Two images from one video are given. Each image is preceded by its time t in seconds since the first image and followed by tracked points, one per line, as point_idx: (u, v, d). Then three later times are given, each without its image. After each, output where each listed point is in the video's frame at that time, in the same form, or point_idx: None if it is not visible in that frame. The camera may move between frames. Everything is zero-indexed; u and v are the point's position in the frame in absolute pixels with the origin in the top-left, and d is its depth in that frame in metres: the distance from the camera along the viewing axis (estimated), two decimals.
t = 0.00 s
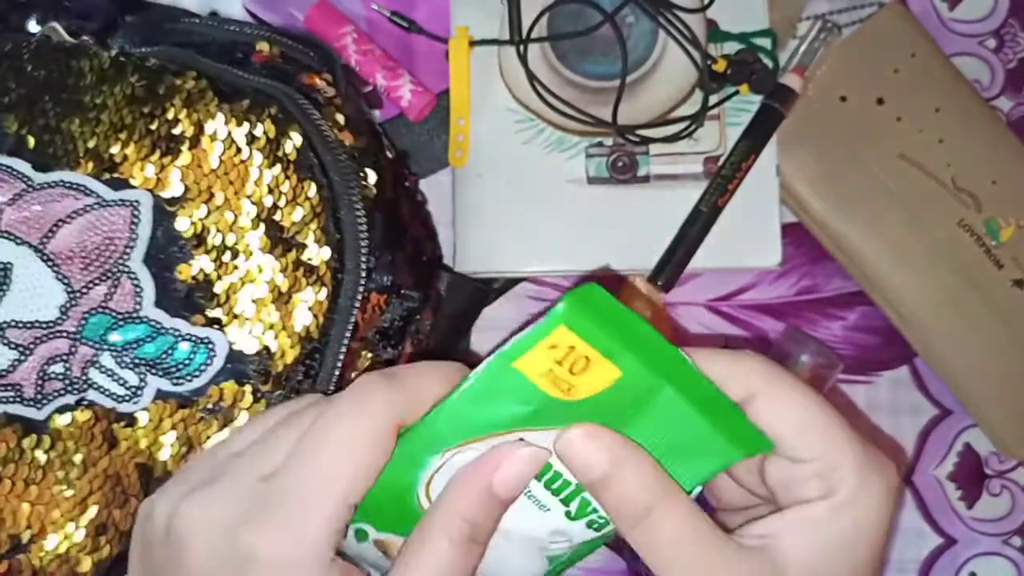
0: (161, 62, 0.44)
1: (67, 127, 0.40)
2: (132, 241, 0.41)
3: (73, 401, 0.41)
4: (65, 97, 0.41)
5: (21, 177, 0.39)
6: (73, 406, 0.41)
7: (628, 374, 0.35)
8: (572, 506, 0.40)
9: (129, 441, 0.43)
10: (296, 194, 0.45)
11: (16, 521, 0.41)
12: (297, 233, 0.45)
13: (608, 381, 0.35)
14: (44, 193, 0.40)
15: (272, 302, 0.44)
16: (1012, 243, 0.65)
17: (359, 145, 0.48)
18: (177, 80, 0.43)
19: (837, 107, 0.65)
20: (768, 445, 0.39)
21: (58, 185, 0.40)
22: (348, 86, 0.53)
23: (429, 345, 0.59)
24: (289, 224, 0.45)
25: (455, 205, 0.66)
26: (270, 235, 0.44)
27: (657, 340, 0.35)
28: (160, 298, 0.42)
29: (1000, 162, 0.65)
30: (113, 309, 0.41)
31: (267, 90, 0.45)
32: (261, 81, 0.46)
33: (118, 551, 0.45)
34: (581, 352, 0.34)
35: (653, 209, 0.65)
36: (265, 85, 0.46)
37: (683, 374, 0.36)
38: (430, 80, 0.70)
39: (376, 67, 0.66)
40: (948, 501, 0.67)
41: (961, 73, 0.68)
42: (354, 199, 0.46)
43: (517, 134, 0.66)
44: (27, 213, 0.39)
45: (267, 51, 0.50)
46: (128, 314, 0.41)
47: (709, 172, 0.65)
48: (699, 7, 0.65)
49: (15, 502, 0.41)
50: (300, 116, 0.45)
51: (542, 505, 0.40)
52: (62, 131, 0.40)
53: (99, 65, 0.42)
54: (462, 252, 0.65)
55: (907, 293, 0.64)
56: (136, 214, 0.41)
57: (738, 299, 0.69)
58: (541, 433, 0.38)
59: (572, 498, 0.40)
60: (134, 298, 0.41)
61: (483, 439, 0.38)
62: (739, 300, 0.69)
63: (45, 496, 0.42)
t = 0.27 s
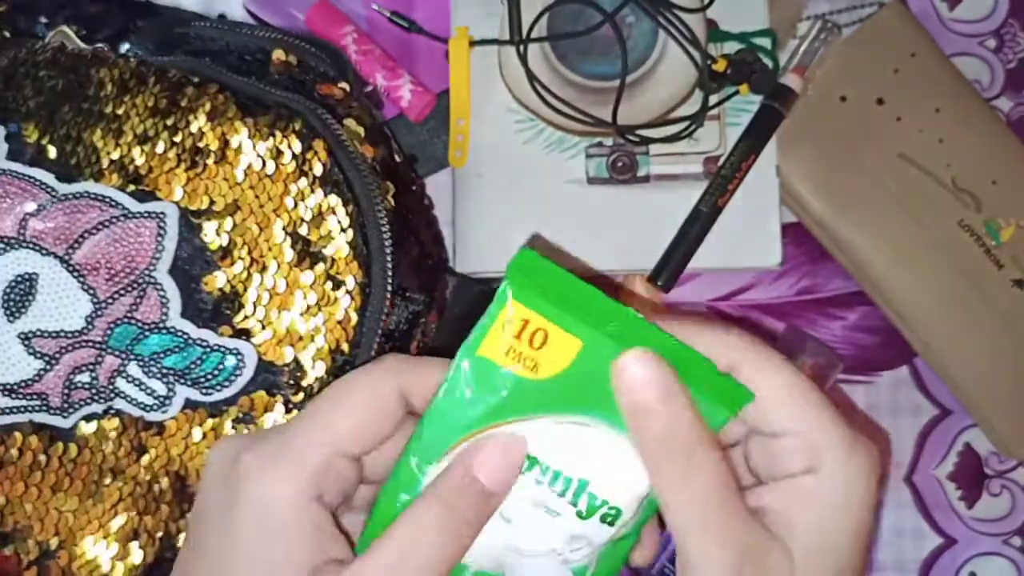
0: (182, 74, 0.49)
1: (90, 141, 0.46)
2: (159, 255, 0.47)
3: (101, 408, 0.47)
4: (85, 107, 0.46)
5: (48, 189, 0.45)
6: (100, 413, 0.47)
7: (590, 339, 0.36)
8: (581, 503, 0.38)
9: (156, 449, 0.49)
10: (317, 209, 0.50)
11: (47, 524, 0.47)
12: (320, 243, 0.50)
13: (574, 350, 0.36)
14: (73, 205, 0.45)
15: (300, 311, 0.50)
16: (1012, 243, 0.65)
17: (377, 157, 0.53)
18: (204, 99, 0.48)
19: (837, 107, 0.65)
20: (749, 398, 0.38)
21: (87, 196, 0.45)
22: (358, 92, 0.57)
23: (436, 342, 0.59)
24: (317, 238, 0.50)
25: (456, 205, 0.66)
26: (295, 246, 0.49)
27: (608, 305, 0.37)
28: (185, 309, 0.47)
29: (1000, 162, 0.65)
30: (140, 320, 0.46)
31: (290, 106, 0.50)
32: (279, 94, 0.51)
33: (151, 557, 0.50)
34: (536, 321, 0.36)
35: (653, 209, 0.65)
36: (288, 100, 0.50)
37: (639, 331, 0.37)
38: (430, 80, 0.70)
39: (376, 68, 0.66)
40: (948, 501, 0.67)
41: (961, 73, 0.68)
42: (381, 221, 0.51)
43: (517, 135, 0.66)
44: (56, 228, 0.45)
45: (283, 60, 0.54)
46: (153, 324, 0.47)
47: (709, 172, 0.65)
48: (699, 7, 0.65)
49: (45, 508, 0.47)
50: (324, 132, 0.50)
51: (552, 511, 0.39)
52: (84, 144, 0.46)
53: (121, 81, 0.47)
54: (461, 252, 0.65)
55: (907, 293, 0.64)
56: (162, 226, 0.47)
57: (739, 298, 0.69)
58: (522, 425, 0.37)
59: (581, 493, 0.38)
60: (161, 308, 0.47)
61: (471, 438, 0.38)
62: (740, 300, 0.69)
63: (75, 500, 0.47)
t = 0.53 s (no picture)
0: (190, 80, 0.51)
1: (99, 146, 0.49)
2: (168, 261, 0.49)
3: (111, 412, 0.48)
4: (92, 113, 0.49)
5: (58, 196, 0.48)
6: (110, 417, 0.48)
7: (548, 271, 0.37)
8: (597, 424, 0.36)
9: (166, 454, 0.50)
10: (325, 217, 0.51)
11: (56, 526, 0.48)
12: (330, 250, 0.51)
13: (541, 289, 0.37)
14: (81, 212, 0.48)
15: (310, 316, 0.51)
16: (1012, 243, 0.65)
17: (385, 163, 0.54)
18: (212, 106, 0.50)
19: (837, 107, 0.65)
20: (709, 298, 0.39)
21: (96, 201, 0.48)
22: (367, 95, 0.58)
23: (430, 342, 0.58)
24: (325, 244, 0.51)
25: (455, 204, 0.66)
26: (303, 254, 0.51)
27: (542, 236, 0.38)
28: (195, 313, 0.50)
29: (1000, 162, 0.65)
30: (149, 324, 0.49)
31: (296, 113, 0.51)
32: (287, 102, 0.52)
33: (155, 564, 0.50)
34: (501, 276, 0.37)
35: (653, 209, 0.65)
36: (296, 108, 0.52)
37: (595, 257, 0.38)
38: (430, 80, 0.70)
39: (376, 68, 0.65)
40: (948, 501, 0.67)
41: (961, 73, 0.68)
42: (389, 227, 0.52)
43: (517, 135, 0.66)
44: (66, 235, 0.48)
45: (288, 64, 0.55)
46: (164, 329, 0.49)
47: (709, 172, 0.65)
48: (699, 7, 0.65)
49: (54, 510, 0.48)
50: (332, 139, 0.52)
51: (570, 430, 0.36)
52: (93, 149, 0.49)
53: (129, 87, 0.50)
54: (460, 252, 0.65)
55: (907, 293, 0.64)
56: (172, 232, 0.49)
57: (739, 299, 0.68)
58: (525, 373, 0.37)
59: (597, 416, 0.36)
60: (171, 313, 0.49)
61: (478, 398, 0.37)
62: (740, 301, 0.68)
63: (81, 504, 0.48)
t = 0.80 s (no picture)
0: (191, 79, 0.51)
1: (101, 146, 0.48)
2: (171, 260, 0.49)
3: (115, 410, 0.49)
4: (94, 112, 0.48)
5: (61, 196, 0.48)
6: (114, 416, 0.49)
7: (485, 191, 0.44)
8: (570, 311, 0.44)
9: (170, 451, 0.50)
10: (329, 217, 0.52)
11: (61, 524, 0.48)
12: (333, 250, 0.52)
13: (481, 206, 0.44)
14: (84, 212, 0.48)
15: (313, 313, 0.52)
16: (1012, 243, 0.65)
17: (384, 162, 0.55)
18: (214, 106, 0.50)
19: (837, 107, 0.65)
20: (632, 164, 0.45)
21: (99, 201, 0.48)
22: (367, 95, 0.58)
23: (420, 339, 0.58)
24: (328, 245, 0.52)
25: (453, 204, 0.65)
26: (307, 255, 0.52)
27: (473, 158, 0.45)
28: (198, 312, 0.50)
29: (1001, 162, 0.65)
30: (153, 323, 0.49)
31: (298, 113, 0.51)
32: (290, 102, 0.52)
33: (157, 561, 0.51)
34: (437, 200, 0.44)
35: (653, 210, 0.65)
36: (298, 108, 0.52)
37: (522, 170, 0.45)
38: (429, 80, 0.70)
39: (376, 67, 0.65)
40: (948, 501, 0.67)
41: (961, 73, 0.68)
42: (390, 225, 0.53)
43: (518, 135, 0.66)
44: (69, 235, 0.48)
45: (288, 63, 0.55)
46: (167, 328, 0.49)
47: (709, 172, 0.66)
48: (699, 6, 0.65)
49: (59, 509, 0.48)
50: (334, 140, 0.52)
51: (551, 332, 0.43)
52: (95, 149, 0.48)
53: (131, 86, 0.49)
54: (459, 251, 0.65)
55: (908, 293, 0.64)
56: (174, 232, 0.49)
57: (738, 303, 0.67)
58: (488, 283, 0.43)
59: (563, 304, 0.43)
60: (175, 313, 0.49)
61: (455, 320, 0.43)
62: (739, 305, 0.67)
63: (86, 502, 0.49)
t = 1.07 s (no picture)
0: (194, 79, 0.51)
1: (105, 147, 0.48)
2: (175, 260, 0.49)
3: (120, 410, 0.49)
4: (97, 113, 0.48)
5: (65, 196, 0.48)
6: (119, 415, 0.49)
7: (479, 199, 0.42)
8: (570, 314, 0.43)
9: (175, 450, 0.50)
10: (333, 218, 0.52)
11: (65, 524, 0.48)
12: (338, 252, 0.52)
13: (474, 217, 0.42)
14: (88, 212, 0.48)
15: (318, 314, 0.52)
16: (1012, 243, 0.65)
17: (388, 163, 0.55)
18: (217, 107, 0.50)
19: (837, 107, 0.65)
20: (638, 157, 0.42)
21: (103, 202, 0.48)
22: (369, 96, 0.58)
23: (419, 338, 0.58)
24: (333, 245, 0.52)
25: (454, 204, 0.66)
26: (312, 256, 0.52)
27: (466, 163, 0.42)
28: (202, 312, 0.50)
29: (1001, 162, 0.65)
30: (157, 324, 0.49)
31: (302, 115, 0.52)
32: (293, 103, 0.52)
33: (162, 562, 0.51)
34: (427, 212, 0.42)
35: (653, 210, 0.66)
36: (302, 110, 0.52)
37: (519, 173, 0.42)
38: (429, 80, 0.70)
39: (376, 67, 0.65)
40: (948, 501, 0.67)
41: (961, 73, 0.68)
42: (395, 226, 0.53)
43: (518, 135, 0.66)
44: (73, 235, 0.48)
45: (290, 63, 0.55)
46: (172, 328, 0.49)
47: (709, 172, 0.66)
48: (699, 6, 0.65)
49: (64, 508, 0.48)
50: (337, 142, 0.52)
51: (550, 335, 0.43)
52: (99, 150, 0.48)
53: (134, 87, 0.49)
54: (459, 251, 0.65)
55: (908, 293, 0.64)
56: (179, 232, 0.49)
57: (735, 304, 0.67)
58: (485, 293, 0.42)
59: (564, 309, 0.42)
60: (179, 314, 0.49)
61: (454, 329, 0.43)
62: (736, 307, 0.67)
63: (92, 501, 0.49)
